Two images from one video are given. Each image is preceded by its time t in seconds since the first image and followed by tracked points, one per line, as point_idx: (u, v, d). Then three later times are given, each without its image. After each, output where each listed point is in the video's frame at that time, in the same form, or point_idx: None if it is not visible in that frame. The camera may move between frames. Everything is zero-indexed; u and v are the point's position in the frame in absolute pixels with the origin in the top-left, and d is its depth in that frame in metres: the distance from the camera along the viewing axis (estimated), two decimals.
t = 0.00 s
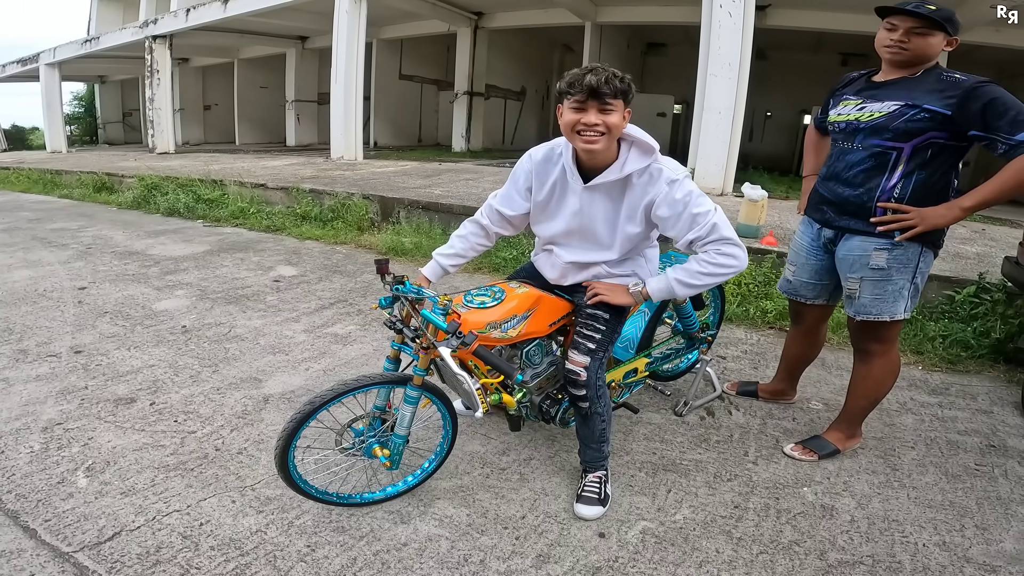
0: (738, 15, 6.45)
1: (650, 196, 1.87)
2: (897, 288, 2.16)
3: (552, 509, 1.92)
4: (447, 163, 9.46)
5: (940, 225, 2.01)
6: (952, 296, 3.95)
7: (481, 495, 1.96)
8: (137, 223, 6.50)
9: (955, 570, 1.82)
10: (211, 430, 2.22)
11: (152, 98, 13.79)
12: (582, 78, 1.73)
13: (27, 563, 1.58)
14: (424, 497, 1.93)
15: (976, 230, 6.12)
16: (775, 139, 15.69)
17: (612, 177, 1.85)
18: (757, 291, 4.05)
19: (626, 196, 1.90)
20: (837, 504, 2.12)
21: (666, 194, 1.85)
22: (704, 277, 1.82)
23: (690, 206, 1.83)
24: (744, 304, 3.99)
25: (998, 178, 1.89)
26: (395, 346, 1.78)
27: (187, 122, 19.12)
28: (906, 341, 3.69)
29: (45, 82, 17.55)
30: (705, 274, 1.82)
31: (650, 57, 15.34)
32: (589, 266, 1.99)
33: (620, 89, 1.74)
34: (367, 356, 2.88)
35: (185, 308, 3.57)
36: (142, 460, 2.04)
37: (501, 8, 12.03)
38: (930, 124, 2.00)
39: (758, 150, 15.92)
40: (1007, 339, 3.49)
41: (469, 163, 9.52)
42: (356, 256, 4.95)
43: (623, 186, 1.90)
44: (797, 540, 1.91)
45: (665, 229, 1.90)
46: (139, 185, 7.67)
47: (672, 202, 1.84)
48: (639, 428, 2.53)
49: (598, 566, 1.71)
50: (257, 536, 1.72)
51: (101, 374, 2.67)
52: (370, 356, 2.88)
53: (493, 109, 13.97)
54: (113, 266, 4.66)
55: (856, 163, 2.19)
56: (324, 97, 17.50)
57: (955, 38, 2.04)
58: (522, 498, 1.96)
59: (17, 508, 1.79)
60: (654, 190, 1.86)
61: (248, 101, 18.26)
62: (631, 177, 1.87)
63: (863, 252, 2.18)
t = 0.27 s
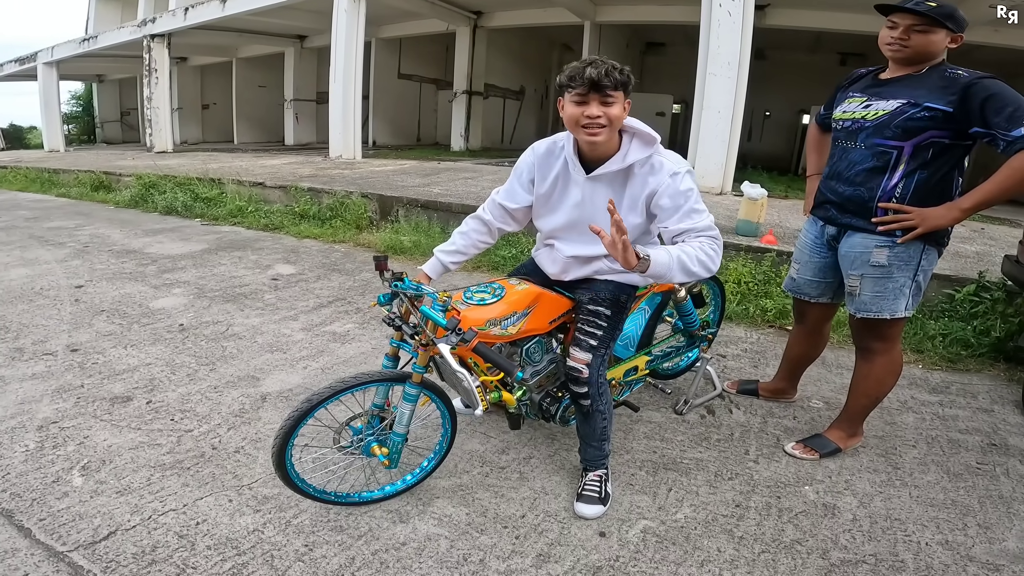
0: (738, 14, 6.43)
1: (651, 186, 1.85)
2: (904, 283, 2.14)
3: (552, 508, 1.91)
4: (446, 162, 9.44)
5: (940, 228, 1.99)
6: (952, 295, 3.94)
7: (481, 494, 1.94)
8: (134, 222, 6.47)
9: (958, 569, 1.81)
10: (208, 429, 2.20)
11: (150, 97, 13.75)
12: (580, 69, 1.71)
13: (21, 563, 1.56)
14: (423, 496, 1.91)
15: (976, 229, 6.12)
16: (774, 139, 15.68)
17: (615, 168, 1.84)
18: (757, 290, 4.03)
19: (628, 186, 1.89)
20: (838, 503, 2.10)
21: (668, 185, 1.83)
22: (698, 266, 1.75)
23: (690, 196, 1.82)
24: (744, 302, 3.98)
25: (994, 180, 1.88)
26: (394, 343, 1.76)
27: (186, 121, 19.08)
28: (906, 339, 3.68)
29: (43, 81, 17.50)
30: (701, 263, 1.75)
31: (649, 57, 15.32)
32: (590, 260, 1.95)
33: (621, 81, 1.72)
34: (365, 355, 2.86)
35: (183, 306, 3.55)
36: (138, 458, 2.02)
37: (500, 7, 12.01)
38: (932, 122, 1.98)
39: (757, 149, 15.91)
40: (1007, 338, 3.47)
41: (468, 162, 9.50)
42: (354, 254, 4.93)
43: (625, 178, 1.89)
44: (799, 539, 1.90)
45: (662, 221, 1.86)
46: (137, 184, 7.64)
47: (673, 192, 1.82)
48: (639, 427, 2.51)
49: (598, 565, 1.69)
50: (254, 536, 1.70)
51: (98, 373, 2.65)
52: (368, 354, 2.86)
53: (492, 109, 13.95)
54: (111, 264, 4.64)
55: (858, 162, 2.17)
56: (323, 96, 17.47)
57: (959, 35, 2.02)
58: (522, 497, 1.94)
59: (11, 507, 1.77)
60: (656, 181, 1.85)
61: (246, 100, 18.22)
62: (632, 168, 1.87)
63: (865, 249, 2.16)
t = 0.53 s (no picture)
0: (736, 14, 6.45)
1: (642, 179, 1.85)
2: (902, 280, 2.14)
3: (549, 506, 1.91)
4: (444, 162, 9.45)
5: (933, 231, 2.01)
6: (949, 294, 3.94)
7: (478, 491, 1.94)
8: (133, 221, 6.47)
9: (953, 567, 1.82)
10: (206, 427, 2.21)
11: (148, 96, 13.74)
12: (593, 70, 1.73)
13: (20, 561, 1.56)
14: (421, 494, 1.92)
15: (973, 229, 6.13)
16: (773, 138, 15.70)
17: (607, 162, 1.86)
18: (754, 289, 4.05)
19: (619, 180, 1.90)
20: (834, 501, 2.11)
21: (659, 177, 1.84)
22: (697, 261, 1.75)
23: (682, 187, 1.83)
24: (741, 301, 3.99)
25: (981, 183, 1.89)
26: (393, 341, 1.77)
27: (184, 120, 19.06)
28: (903, 338, 3.69)
29: (41, 80, 17.48)
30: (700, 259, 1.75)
31: (648, 57, 15.33)
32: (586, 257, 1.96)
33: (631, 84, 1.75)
34: (363, 353, 2.87)
35: (181, 305, 3.56)
36: (137, 457, 2.02)
37: (499, 7, 12.01)
38: (928, 123, 2.00)
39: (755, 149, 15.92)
40: (1003, 337, 3.48)
41: (467, 162, 9.51)
42: (353, 254, 4.93)
43: (616, 172, 1.90)
44: (795, 537, 1.90)
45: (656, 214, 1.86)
46: (135, 183, 7.64)
47: (664, 184, 1.83)
48: (636, 425, 2.52)
49: (595, 562, 1.70)
50: (253, 533, 1.70)
51: (96, 371, 2.65)
52: (366, 353, 2.87)
53: (491, 108, 13.95)
54: (109, 263, 4.65)
55: (853, 162, 2.18)
56: (321, 95, 17.47)
57: (958, 35, 2.03)
58: (519, 495, 1.95)
59: (9, 505, 1.77)
60: (648, 173, 1.85)
61: (245, 99, 18.21)
62: (623, 161, 1.88)
63: (862, 247, 2.17)
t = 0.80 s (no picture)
0: (735, 14, 6.46)
1: (643, 175, 1.90)
2: (900, 279, 2.15)
3: (547, 505, 1.92)
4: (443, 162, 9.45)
5: (926, 238, 2.01)
6: (946, 294, 3.95)
7: (477, 491, 1.95)
8: (131, 220, 6.47)
9: (949, 566, 1.83)
10: (205, 427, 2.21)
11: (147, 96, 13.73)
12: (593, 70, 1.74)
13: (20, 560, 1.56)
14: (420, 493, 1.92)
15: (970, 228, 6.14)
16: (771, 138, 15.72)
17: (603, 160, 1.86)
18: (752, 289, 4.05)
19: (617, 177, 1.92)
20: (831, 500, 2.12)
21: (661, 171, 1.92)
22: (712, 238, 2.00)
23: (684, 178, 1.93)
24: (739, 301, 3.99)
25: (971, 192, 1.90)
26: (391, 341, 1.77)
27: (182, 119, 19.05)
28: (899, 338, 3.70)
29: (39, 80, 17.46)
30: (711, 239, 1.99)
31: (647, 56, 15.34)
32: (585, 255, 1.97)
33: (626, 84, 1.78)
34: (362, 352, 2.87)
35: (180, 304, 3.56)
36: (136, 456, 2.02)
37: (498, 7, 12.01)
38: (926, 125, 2.00)
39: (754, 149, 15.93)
40: (1000, 337, 3.50)
41: (466, 161, 9.51)
42: (352, 253, 4.93)
43: (613, 170, 1.92)
44: (792, 536, 1.91)
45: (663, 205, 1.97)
46: (134, 183, 7.64)
47: (669, 175, 1.92)
48: (635, 425, 2.52)
49: (593, 561, 1.71)
50: (252, 532, 1.71)
51: (95, 371, 2.66)
52: (365, 352, 2.88)
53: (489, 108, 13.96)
54: (107, 263, 4.65)
55: (852, 163, 2.19)
56: (320, 94, 17.46)
57: (959, 37, 2.03)
58: (518, 494, 1.96)
59: (9, 504, 1.77)
60: (649, 168, 1.90)
61: (244, 99, 18.20)
62: (620, 158, 1.90)
63: (861, 248, 2.18)
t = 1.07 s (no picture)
0: (734, 14, 6.46)
1: (646, 172, 1.91)
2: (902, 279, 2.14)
3: (547, 505, 1.91)
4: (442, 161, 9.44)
5: (933, 239, 2.01)
6: (945, 293, 3.95)
7: (476, 490, 1.95)
8: (129, 219, 6.45)
9: (949, 566, 1.82)
10: (203, 426, 2.20)
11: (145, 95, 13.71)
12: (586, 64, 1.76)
13: (18, 559, 1.56)
14: (419, 493, 1.92)
15: (969, 228, 6.14)
16: (770, 138, 15.73)
17: (606, 156, 1.87)
18: (752, 288, 4.05)
19: (620, 173, 1.93)
20: (830, 499, 2.12)
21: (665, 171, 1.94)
22: (703, 240, 2.02)
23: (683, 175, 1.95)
24: (739, 301, 3.99)
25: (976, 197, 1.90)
26: (389, 340, 1.77)
27: (181, 119, 19.02)
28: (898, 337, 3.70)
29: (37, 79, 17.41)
30: (701, 240, 2.02)
31: (646, 56, 15.34)
32: (586, 250, 1.97)
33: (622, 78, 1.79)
34: (361, 352, 2.86)
35: (178, 303, 3.55)
36: (133, 456, 2.01)
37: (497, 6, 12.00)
38: (932, 125, 2.00)
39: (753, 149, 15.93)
40: (998, 336, 3.50)
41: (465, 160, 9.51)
42: (351, 252, 4.93)
43: (615, 166, 1.93)
44: (792, 535, 1.91)
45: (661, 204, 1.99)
46: (132, 182, 7.62)
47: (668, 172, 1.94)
48: (634, 424, 2.52)
49: (593, 561, 1.71)
50: (250, 532, 1.70)
51: (93, 370, 2.65)
52: (364, 352, 2.87)
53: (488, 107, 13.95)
54: (105, 262, 4.64)
55: (859, 163, 2.19)
56: (319, 94, 17.44)
57: (966, 37, 2.04)
58: (517, 493, 1.95)
59: (6, 504, 1.76)
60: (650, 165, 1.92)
61: (242, 98, 18.17)
62: (622, 155, 1.91)
63: (868, 246, 2.17)
